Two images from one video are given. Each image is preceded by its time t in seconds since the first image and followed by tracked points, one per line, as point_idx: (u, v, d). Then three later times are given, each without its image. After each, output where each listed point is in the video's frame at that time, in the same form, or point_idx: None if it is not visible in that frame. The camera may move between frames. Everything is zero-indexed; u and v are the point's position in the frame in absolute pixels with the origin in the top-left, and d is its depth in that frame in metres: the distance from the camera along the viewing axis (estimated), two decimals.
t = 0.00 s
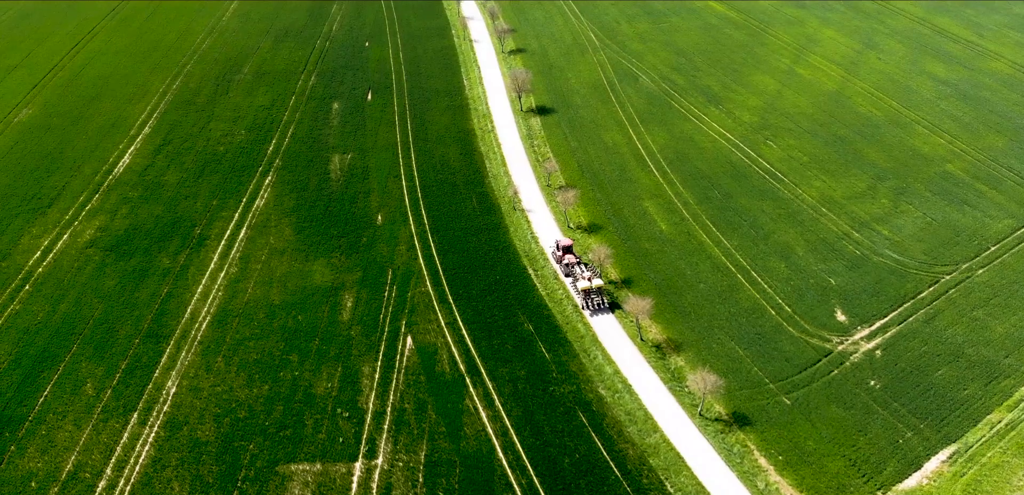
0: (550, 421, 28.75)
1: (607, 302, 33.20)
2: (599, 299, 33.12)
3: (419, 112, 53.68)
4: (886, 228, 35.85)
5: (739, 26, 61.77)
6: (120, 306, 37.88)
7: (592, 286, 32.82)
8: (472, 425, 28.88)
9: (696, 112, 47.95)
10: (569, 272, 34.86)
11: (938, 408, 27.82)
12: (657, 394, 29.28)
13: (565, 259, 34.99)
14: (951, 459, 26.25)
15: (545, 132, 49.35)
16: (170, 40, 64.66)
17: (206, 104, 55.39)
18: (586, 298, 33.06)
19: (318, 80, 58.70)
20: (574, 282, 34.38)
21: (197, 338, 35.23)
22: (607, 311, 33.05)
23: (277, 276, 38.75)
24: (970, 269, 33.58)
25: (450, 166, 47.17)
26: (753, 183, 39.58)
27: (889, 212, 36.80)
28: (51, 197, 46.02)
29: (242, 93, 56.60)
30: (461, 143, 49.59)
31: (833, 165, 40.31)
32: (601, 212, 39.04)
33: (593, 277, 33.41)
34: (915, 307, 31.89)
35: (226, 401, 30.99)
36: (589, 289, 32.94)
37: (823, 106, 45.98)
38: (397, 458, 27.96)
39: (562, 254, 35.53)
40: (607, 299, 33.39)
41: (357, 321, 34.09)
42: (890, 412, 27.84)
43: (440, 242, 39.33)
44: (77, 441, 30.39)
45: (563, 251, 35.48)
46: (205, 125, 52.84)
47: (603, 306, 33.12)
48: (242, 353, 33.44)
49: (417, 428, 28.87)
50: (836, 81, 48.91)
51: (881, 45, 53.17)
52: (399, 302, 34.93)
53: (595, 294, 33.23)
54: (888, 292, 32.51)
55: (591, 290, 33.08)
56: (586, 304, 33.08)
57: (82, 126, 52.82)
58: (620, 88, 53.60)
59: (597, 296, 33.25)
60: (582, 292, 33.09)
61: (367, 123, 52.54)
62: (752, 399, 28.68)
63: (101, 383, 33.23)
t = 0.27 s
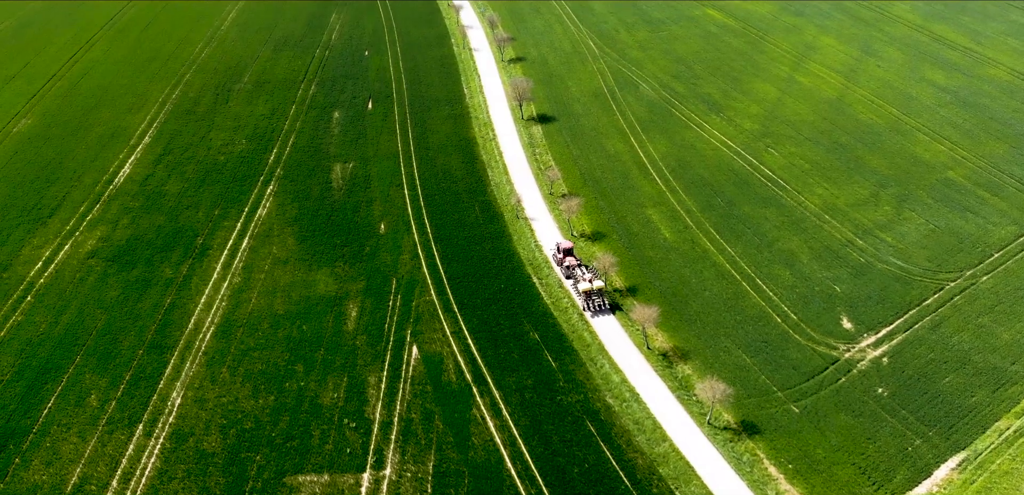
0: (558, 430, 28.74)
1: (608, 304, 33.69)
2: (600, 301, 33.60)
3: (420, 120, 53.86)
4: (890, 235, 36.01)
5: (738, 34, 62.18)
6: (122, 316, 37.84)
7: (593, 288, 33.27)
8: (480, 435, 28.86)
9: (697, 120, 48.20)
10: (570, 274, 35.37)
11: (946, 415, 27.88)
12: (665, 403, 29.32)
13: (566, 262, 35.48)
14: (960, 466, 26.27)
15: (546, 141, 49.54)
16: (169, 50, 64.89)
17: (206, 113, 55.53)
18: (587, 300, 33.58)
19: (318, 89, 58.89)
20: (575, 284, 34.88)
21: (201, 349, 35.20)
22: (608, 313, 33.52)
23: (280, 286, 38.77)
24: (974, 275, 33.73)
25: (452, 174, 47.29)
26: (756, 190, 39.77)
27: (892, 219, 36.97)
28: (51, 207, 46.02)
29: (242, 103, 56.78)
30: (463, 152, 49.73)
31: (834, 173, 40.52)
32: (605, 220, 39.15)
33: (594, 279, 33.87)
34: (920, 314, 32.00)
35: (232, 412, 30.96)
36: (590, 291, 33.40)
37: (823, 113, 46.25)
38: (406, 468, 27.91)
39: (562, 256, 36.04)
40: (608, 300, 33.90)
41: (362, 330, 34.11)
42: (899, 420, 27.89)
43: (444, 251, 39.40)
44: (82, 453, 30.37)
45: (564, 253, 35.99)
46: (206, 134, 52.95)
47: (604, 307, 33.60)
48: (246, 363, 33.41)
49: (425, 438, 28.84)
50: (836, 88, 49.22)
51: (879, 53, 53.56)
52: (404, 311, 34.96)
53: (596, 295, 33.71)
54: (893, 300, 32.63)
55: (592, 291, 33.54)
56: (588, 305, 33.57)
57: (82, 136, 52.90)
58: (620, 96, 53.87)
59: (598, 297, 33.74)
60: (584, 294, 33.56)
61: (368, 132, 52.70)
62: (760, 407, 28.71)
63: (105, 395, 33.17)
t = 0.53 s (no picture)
0: (566, 440, 28.74)
1: (608, 306, 34.18)
2: (600, 303, 34.12)
3: (421, 130, 54.04)
4: (893, 243, 36.17)
5: (737, 43, 62.61)
6: (126, 327, 37.78)
7: (594, 290, 33.78)
8: (488, 445, 28.85)
9: (698, 128, 48.46)
10: (571, 277, 35.92)
11: (954, 423, 27.93)
12: (673, 412, 29.37)
13: (566, 264, 36.03)
14: (970, 474, 26.30)
15: (548, 149, 49.74)
16: (168, 60, 65.15)
17: (206, 123, 55.69)
18: (589, 301, 34.06)
19: (318, 98, 59.11)
20: (575, 286, 35.45)
21: (206, 360, 35.17)
22: (609, 314, 34.01)
23: (284, 296, 38.78)
24: (979, 282, 33.87)
25: (454, 183, 47.41)
26: (759, 198, 39.95)
27: (895, 227, 37.15)
28: (52, 218, 46.03)
29: (243, 112, 56.96)
30: (465, 161, 49.89)
31: (836, 181, 40.74)
32: (608, 228, 39.27)
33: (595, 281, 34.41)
34: (926, 321, 32.11)
35: (237, 423, 30.94)
36: (591, 293, 33.92)
37: (824, 121, 46.52)
38: (414, 479, 27.87)
39: (563, 259, 36.59)
40: (609, 302, 34.39)
41: (367, 341, 34.15)
42: (907, 428, 27.93)
43: (448, 260, 39.49)
44: (87, 466, 30.34)
45: (564, 256, 36.54)
46: (206, 144, 53.06)
47: (605, 309, 34.11)
48: (251, 374, 33.40)
49: (433, 448, 28.82)
50: (836, 96, 49.55)
51: (878, 61, 53.96)
52: (409, 321, 35.00)
53: (597, 297, 34.22)
54: (898, 307, 32.74)
55: (593, 294, 34.05)
56: (588, 307, 34.08)
57: (82, 146, 53.00)
58: (621, 105, 54.14)
59: (599, 299, 34.26)
60: (584, 296, 34.07)
61: (369, 142, 52.85)
62: (769, 416, 28.75)
63: (109, 407, 33.12)
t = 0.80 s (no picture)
0: (574, 450, 28.73)
1: (609, 308, 34.71)
2: (601, 304, 34.73)
3: (422, 139, 54.21)
4: (897, 250, 36.34)
5: (736, 51, 63.04)
6: (129, 338, 37.73)
7: (594, 292, 34.50)
8: (496, 455, 28.86)
9: (699, 136, 48.72)
10: (571, 280, 36.63)
11: (962, 431, 28.00)
12: (682, 422, 29.39)
13: (567, 267, 36.77)
14: (980, 482, 26.34)
15: (549, 158, 49.93)
16: (167, 70, 65.39)
17: (206, 133, 55.84)
18: (590, 304, 34.71)
19: (318, 108, 59.31)
20: (576, 289, 36.14)
21: (210, 371, 35.14)
22: (610, 316, 34.50)
23: (288, 306, 38.79)
24: (983, 289, 34.02)
25: (456, 192, 47.54)
26: (761, 206, 40.11)
27: (899, 234, 37.32)
28: (52, 229, 46.04)
29: (243, 122, 57.13)
30: (467, 170, 50.04)
31: (839, 188, 40.94)
32: (611, 237, 39.38)
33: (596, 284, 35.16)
34: (932, 329, 32.21)
35: (243, 435, 30.94)
36: (591, 295, 34.61)
37: (824, 129, 46.81)
38: (422, 490, 27.85)
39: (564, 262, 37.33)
40: (610, 304, 34.92)
41: (372, 351, 34.20)
42: (916, 436, 27.98)
43: (451, 269, 39.56)
44: (93, 479, 30.31)
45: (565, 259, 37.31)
46: (206, 154, 53.17)
47: (606, 311, 34.65)
48: (257, 385, 33.41)
49: (440, 459, 28.82)
50: (836, 104, 49.87)
51: (877, 69, 54.36)
52: (414, 331, 35.06)
53: (597, 299, 34.88)
54: (904, 315, 32.85)
55: (594, 296, 34.75)
56: (589, 309, 34.67)
57: (82, 157, 53.09)
58: (621, 113, 54.42)
59: (600, 301, 34.89)
60: (585, 298, 34.76)
61: (370, 151, 53.00)
62: (778, 425, 28.77)
63: (114, 419, 33.08)
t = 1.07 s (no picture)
0: (583, 461, 28.76)
1: (610, 310, 35.04)
2: (602, 307, 35.09)
3: (424, 148, 54.39)
4: (900, 258, 36.51)
5: (735, 60, 63.45)
6: (132, 349, 37.70)
7: (596, 294, 34.93)
8: (504, 466, 28.91)
9: (700, 145, 48.99)
10: (572, 283, 37.05)
11: (971, 439, 28.07)
12: (690, 431, 29.44)
13: (568, 271, 37.21)
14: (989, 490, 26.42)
15: (551, 167, 50.11)
16: (166, 79, 65.61)
17: (206, 142, 55.98)
18: (591, 306, 35.12)
19: (318, 117, 59.50)
20: (576, 292, 36.54)
21: (215, 382, 35.15)
22: (610, 318, 34.85)
23: (292, 316, 38.79)
24: (987, 297, 34.17)
25: (458, 201, 47.68)
26: (764, 214, 40.28)
27: (902, 242, 37.50)
28: (53, 239, 46.08)
29: (243, 132, 57.30)
30: (469, 179, 50.21)
31: (841, 197, 41.13)
32: (615, 245, 39.50)
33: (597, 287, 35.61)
34: (937, 337, 32.33)
35: (250, 446, 31.01)
36: (592, 297, 35.03)
37: (825, 137, 47.09)
38: None
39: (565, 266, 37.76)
40: (611, 307, 35.24)
41: (378, 361, 34.28)
42: (924, 444, 28.03)
43: (455, 279, 39.66)
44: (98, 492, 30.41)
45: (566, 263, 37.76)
46: (207, 164, 53.32)
47: (607, 313, 34.99)
48: (262, 396, 33.48)
49: (448, 470, 28.89)
50: (836, 112, 50.18)
51: (876, 77, 54.75)
52: (419, 341, 35.14)
53: (598, 302, 35.27)
54: (909, 323, 32.96)
55: (595, 299, 35.16)
56: (590, 311, 35.04)
57: (82, 167, 53.17)
58: (622, 121, 54.70)
59: (601, 304, 35.28)
60: (586, 301, 35.16)
61: (372, 161, 53.16)
62: (787, 434, 28.80)
63: (119, 431, 33.07)
